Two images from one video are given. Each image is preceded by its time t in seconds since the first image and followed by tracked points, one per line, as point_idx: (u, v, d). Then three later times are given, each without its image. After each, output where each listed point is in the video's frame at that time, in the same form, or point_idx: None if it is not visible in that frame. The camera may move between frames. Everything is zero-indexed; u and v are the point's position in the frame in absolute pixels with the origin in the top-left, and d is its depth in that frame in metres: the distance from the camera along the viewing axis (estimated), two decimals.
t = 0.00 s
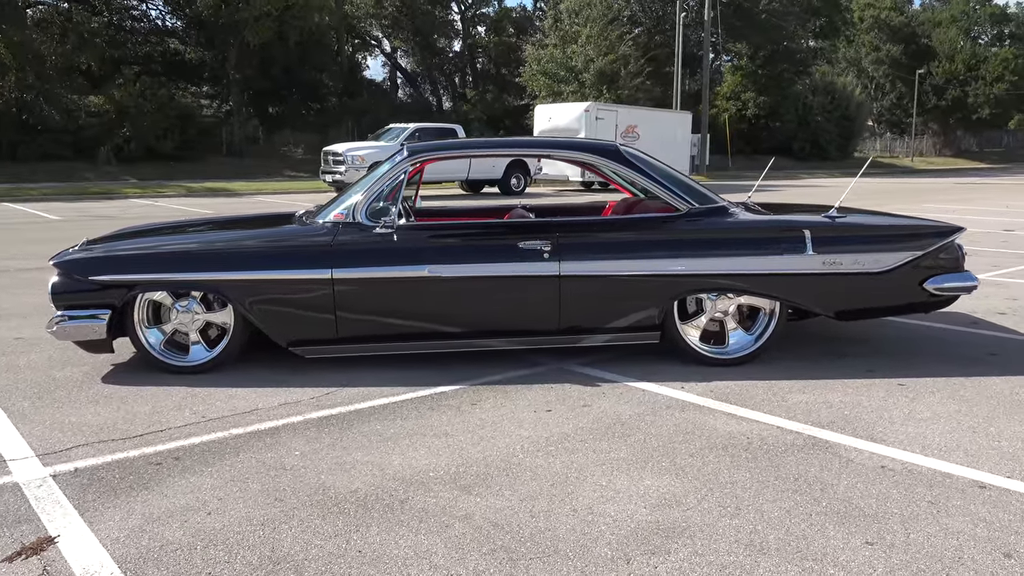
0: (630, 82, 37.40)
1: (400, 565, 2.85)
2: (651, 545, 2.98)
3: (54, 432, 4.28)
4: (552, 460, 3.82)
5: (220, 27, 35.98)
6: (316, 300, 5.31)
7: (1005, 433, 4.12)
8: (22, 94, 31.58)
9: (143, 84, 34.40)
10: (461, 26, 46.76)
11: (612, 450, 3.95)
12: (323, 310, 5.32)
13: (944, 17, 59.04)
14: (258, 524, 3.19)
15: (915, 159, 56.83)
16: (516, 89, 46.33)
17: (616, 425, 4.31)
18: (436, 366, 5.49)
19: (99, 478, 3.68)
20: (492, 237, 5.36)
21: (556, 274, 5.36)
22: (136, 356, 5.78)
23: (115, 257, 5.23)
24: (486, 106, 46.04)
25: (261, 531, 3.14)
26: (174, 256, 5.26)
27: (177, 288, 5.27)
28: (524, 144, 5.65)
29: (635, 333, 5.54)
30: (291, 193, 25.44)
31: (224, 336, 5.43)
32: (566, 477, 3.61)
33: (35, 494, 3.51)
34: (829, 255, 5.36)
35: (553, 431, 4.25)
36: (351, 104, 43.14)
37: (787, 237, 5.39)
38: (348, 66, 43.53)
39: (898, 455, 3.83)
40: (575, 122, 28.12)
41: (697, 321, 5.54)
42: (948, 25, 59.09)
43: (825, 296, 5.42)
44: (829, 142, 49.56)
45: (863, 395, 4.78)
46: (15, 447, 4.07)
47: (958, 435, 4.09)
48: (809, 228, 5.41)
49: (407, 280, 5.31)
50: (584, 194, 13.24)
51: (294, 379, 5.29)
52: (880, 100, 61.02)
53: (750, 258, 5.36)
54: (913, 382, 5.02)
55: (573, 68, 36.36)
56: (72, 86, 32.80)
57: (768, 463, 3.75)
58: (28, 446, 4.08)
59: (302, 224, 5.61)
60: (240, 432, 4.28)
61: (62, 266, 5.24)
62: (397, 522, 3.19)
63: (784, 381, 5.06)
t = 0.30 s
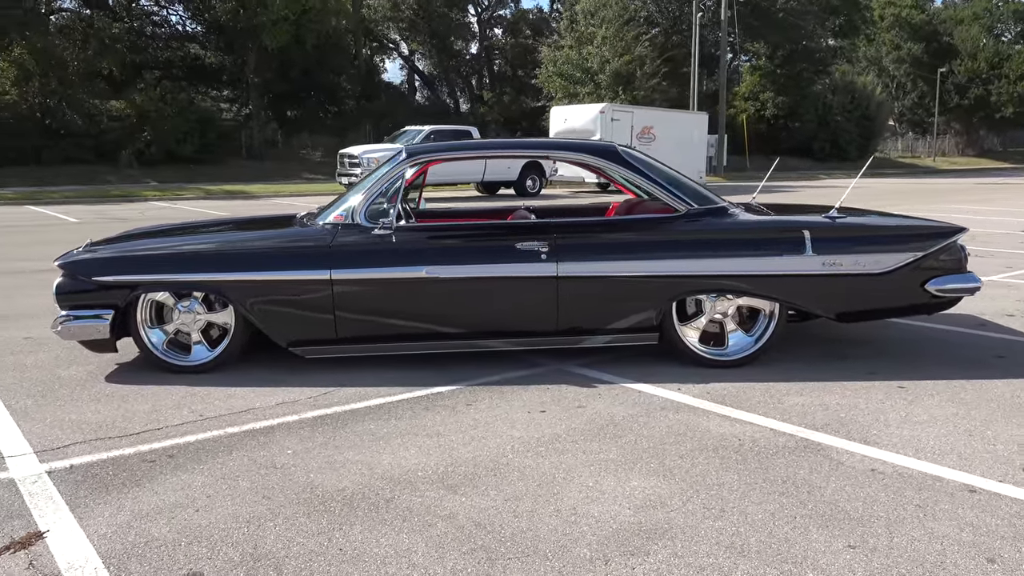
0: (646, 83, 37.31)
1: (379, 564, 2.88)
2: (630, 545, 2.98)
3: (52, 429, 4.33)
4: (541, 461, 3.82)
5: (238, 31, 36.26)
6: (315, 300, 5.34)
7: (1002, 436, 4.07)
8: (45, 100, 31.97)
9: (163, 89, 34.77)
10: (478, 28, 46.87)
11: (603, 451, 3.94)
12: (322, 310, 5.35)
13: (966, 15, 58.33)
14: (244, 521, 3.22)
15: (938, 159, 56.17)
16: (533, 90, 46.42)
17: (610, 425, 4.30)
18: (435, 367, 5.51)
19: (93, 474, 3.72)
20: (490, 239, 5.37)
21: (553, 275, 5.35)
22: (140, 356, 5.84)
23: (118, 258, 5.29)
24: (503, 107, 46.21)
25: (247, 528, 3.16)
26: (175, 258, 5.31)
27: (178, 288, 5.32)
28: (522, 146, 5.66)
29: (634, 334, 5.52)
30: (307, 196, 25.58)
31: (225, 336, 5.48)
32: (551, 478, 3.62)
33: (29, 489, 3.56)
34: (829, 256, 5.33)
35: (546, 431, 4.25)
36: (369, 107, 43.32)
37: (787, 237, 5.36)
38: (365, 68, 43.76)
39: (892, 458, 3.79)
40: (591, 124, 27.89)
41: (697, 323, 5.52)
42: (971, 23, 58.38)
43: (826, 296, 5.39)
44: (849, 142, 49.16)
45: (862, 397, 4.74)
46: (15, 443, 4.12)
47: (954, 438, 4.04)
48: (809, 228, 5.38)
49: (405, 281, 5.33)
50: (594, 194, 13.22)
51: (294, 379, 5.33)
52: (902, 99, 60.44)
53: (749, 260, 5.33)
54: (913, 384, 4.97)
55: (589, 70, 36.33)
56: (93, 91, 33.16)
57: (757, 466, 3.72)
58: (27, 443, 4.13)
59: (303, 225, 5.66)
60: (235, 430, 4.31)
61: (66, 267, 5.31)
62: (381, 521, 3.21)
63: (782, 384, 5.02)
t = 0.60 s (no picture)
0: (693, 87, 37.05)
1: (377, 556, 2.95)
2: (627, 547, 3.01)
3: (83, 418, 4.50)
4: (549, 461, 3.86)
5: (289, 34, 36.99)
6: (339, 299, 5.45)
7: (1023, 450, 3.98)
8: (104, 100, 33.19)
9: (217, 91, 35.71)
10: (526, 32, 47.02)
11: (612, 453, 3.96)
12: (347, 309, 5.46)
13: None
14: (254, 511, 3.32)
15: (997, 166, 54.51)
16: (580, 94, 46.42)
17: (622, 428, 4.32)
18: (456, 367, 5.58)
19: (117, 462, 3.86)
20: (512, 242, 5.42)
21: (574, 278, 5.39)
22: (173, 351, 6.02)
23: (151, 255, 5.47)
24: (549, 111, 46.29)
25: (256, 518, 3.26)
26: (205, 255, 5.47)
27: (207, 285, 5.48)
28: (545, 149, 5.71)
29: (655, 338, 5.52)
30: (352, 196, 25.92)
31: (253, 332, 5.62)
32: (557, 478, 3.65)
33: (56, 474, 3.72)
34: (853, 263, 5.26)
35: (557, 432, 4.29)
36: (416, 109, 43.71)
37: (811, 244, 5.32)
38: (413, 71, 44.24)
39: (906, 468, 3.74)
40: (635, 127, 27.43)
41: (718, 328, 5.50)
42: None
43: (851, 304, 5.32)
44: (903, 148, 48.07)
45: (883, 407, 4.67)
46: (46, 432, 4.29)
47: (973, 450, 3.96)
48: (833, 236, 5.33)
49: (427, 281, 5.41)
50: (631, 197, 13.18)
51: (318, 376, 5.44)
52: (960, 105, 58.86)
53: (771, 266, 5.29)
54: (937, 395, 4.88)
55: (634, 73, 36.16)
56: (149, 92, 33.99)
57: (764, 473, 3.70)
58: (58, 431, 4.30)
59: (330, 225, 5.79)
60: (256, 424, 4.43)
61: (102, 263, 5.51)
62: (385, 515, 3.29)
63: (802, 391, 4.98)
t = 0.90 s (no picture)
0: (731, 80, 36.59)
1: (366, 534, 3.03)
2: (612, 530, 3.05)
3: (100, 400, 4.67)
4: (545, 448, 3.91)
5: (329, 28, 37.31)
6: (351, 287, 5.55)
7: None
8: (147, 92, 33.80)
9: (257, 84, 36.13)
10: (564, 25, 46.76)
11: (609, 441, 4.00)
12: (360, 297, 5.56)
13: None
14: (253, 490, 3.42)
15: None
16: (617, 87, 46.09)
17: (622, 417, 4.35)
18: (466, 355, 5.65)
19: (128, 441, 4.01)
20: (521, 232, 5.48)
21: (583, 269, 5.42)
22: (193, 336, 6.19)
23: (171, 242, 5.63)
24: (586, 105, 46.04)
25: (253, 496, 3.36)
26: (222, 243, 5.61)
27: (225, 272, 5.62)
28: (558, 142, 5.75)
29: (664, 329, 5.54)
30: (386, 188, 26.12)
31: (269, 319, 5.76)
32: (550, 464, 3.70)
33: (69, 452, 3.87)
34: (865, 257, 5.23)
35: (557, 420, 4.34)
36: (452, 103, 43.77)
37: (822, 236, 5.29)
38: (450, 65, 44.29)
39: (904, 461, 3.73)
40: (670, 122, 27.10)
41: (728, 320, 5.50)
42: None
43: (862, 298, 5.30)
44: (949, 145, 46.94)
45: (890, 401, 4.64)
46: (64, 411, 4.46)
47: (974, 444, 3.93)
48: (845, 229, 5.30)
49: (439, 270, 5.48)
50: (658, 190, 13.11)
51: (330, 362, 5.56)
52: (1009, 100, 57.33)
53: (781, 258, 5.28)
54: (947, 390, 4.85)
55: (672, 67, 35.81)
56: (191, 85, 34.49)
57: (758, 462, 3.71)
58: (76, 412, 4.47)
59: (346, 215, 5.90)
60: (264, 408, 4.55)
61: (125, 250, 5.68)
62: (378, 496, 3.37)
63: (809, 384, 4.97)
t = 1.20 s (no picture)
0: (731, 71, 36.44)
1: (335, 529, 3.04)
2: (579, 522, 3.05)
3: (84, 400, 4.71)
4: (520, 441, 3.92)
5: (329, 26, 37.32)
6: (334, 284, 5.57)
7: (1002, 431, 3.93)
8: (150, 95, 33.85)
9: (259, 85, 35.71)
10: (565, 20, 46.62)
11: (585, 433, 4.01)
12: (343, 294, 5.58)
13: None
14: (225, 487, 3.45)
15: None
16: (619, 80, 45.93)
17: (601, 410, 4.36)
18: (451, 351, 5.66)
19: (107, 441, 4.04)
20: (503, 226, 5.47)
21: (565, 262, 5.43)
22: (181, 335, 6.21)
23: (156, 243, 5.65)
24: (587, 99, 45.93)
25: (225, 494, 3.38)
26: (207, 243, 5.63)
27: (210, 273, 5.64)
28: (539, 136, 5.74)
29: (648, 321, 5.54)
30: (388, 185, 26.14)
31: (255, 318, 5.79)
32: (524, 457, 3.71)
33: (48, 451, 3.91)
34: (846, 245, 5.22)
35: (535, 413, 4.35)
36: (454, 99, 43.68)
37: (804, 226, 5.28)
38: (451, 62, 44.19)
39: (879, 449, 3.72)
40: (671, 114, 26.98)
41: (711, 311, 5.50)
42: None
43: (844, 286, 5.29)
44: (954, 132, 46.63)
45: (870, 388, 4.63)
46: (46, 412, 4.49)
47: (950, 431, 3.93)
48: (826, 218, 5.29)
49: (421, 267, 5.49)
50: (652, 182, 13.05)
51: (314, 360, 5.58)
52: (1015, 85, 56.91)
53: (762, 250, 5.27)
54: (929, 377, 4.83)
55: (673, 59, 35.71)
56: (193, 86, 34.50)
57: (732, 452, 3.72)
58: (58, 412, 4.50)
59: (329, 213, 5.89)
60: (245, 405, 4.58)
61: (111, 251, 5.69)
62: (348, 491, 3.38)
63: (791, 374, 4.97)
